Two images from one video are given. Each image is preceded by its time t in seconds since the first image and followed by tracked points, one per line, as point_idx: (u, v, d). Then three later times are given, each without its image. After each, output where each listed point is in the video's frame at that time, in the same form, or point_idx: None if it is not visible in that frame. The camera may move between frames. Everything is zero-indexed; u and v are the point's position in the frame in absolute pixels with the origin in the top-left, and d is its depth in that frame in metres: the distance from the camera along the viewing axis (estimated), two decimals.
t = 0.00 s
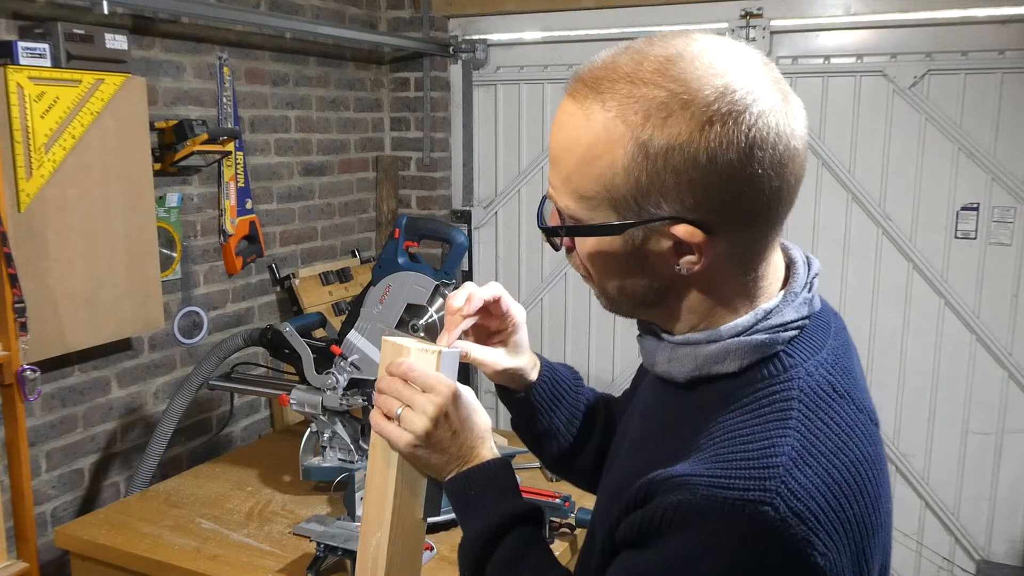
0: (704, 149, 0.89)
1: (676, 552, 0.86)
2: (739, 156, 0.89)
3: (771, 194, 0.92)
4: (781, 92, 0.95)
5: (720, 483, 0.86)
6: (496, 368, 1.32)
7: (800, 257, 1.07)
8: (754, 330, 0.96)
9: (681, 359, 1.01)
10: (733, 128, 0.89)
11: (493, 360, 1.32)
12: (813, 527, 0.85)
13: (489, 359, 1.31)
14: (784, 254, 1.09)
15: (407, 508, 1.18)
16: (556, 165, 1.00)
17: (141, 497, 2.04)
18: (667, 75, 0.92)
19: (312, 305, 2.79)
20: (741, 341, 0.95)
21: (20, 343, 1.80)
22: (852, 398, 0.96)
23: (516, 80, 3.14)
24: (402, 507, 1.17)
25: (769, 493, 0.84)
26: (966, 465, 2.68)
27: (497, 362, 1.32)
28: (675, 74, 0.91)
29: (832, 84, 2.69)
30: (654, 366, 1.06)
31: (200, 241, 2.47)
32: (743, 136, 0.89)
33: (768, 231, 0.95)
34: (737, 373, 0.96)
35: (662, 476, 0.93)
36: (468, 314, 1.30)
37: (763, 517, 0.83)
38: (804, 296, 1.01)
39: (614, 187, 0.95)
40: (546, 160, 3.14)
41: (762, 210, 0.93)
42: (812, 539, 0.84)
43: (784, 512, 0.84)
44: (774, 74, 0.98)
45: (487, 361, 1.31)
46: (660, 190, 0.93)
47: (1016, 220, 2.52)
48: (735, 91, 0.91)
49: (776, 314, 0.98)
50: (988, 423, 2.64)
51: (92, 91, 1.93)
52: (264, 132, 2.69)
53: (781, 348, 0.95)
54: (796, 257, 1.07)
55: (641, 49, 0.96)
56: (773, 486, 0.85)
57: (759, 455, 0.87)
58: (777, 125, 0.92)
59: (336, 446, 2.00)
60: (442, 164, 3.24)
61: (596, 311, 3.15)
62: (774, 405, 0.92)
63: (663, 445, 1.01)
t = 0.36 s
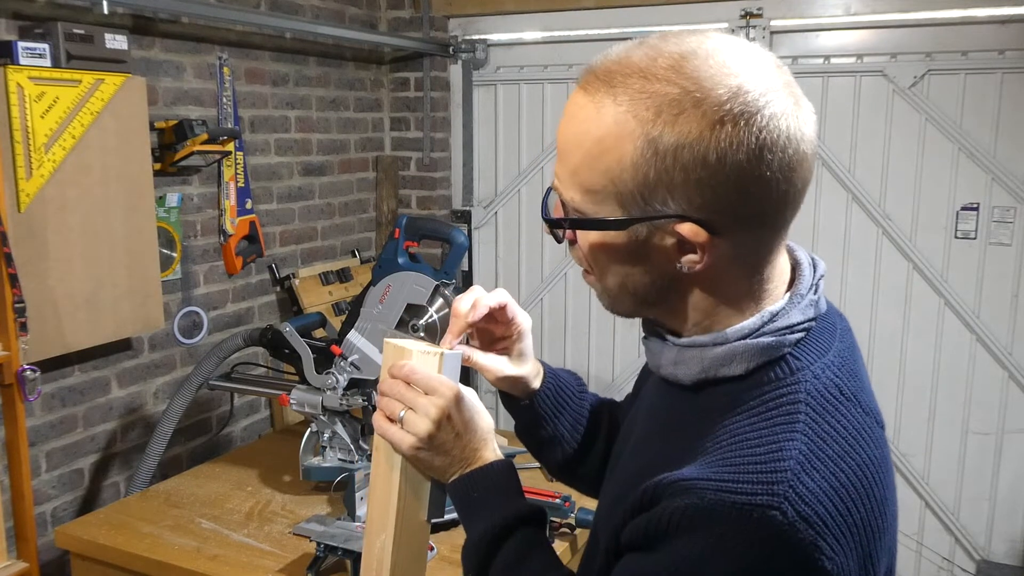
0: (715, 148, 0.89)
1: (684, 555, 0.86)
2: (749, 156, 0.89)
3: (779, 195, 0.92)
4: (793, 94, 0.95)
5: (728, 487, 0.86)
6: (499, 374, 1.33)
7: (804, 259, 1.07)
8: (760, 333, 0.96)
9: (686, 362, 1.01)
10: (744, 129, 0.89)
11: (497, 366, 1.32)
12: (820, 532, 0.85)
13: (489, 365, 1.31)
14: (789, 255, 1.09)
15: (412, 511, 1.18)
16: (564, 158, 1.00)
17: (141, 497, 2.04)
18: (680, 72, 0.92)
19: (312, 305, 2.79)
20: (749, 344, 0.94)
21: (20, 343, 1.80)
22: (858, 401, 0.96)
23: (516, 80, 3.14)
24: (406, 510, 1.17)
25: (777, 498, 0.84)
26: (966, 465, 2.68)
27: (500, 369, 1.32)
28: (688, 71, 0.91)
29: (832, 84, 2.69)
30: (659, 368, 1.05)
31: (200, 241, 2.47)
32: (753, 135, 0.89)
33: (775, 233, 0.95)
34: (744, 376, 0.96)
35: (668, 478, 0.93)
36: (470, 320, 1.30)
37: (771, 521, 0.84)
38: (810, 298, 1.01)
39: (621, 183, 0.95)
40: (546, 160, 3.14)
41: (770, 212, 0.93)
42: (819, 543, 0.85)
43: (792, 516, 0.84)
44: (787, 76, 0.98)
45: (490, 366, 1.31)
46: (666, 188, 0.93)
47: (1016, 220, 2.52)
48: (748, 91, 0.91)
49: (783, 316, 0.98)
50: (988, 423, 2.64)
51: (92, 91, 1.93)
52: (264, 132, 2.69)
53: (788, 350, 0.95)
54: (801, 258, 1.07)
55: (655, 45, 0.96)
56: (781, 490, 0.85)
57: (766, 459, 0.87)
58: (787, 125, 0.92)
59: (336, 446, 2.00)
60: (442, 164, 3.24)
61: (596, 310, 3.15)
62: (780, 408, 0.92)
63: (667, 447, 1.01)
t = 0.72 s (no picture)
0: (740, 129, 0.89)
1: (693, 553, 0.86)
2: (771, 137, 0.90)
3: (793, 180, 0.93)
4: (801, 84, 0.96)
5: (736, 483, 0.86)
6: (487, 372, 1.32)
7: (802, 255, 1.08)
8: (763, 329, 0.96)
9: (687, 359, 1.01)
10: (766, 111, 0.90)
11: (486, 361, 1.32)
12: (828, 526, 0.85)
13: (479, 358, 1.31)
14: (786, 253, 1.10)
15: (412, 513, 1.18)
16: (582, 143, 0.97)
17: (141, 497, 2.04)
18: (699, 57, 0.92)
19: (312, 305, 2.79)
20: (750, 340, 0.95)
21: (21, 343, 1.80)
22: (861, 394, 0.96)
23: (517, 80, 3.14)
24: (407, 512, 1.17)
25: (785, 493, 0.84)
26: (966, 465, 2.68)
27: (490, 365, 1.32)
28: (708, 57, 0.92)
29: (832, 84, 2.69)
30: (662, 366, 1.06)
31: (200, 241, 2.47)
32: (773, 119, 0.90)
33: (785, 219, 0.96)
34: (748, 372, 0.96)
35: (673, 477, 0.93)
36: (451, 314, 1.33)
37: (780, 515, 0.84)
38: (810, 293, 1.02)
39: (644, 165, 0.93)
40: (546, 160, 3.14)
41: (784, 198, 0.94)
42: (828, 536, 0.85)
43: (800, 511, 0.84)
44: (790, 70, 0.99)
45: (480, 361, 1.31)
46: (689, 170, 0.92)
47: (1016, 220, 2.52)
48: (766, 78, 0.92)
49: (785, 311, 0.98)
50: (988, 423, 2.64)
51: (92, 91, 1.93)
52: (264, 132, 2.69)
53: (789, 346, 0.95)
54: (799, 256, 1.08)
55: (664, 35, 0.96)
56: (788, 486, 0.85)
57: (772, 455, 0.87)
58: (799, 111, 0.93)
59: (336, 446, 2.00)
60: (442, 164, 3.24)
61: (596, 310, 3.15)
62: (784, 403, 0.92)
63: (670, 447, 1.01)
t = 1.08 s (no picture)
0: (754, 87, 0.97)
1: (756, 526, 0.85)
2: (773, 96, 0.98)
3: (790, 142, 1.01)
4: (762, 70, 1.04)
5: (784, 453, 0.87)
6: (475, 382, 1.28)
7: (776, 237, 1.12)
8: (772, 306, 0.99)
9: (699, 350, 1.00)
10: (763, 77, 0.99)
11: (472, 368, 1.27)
12: (880, 481, 0.85)
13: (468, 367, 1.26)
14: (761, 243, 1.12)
15: (413, 533, 1.12)
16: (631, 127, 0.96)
17: (141, 497, 2.05)
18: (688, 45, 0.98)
19: (312, 305, 2.79)
20: (763, 318, 0.97)
21: (21, 343, 1.80)
22: (867, 362, 1.00)
23: (517, 80, 3.14)
24: (407, 532, 1.11)
25: (835, 453, 0.84)
26: (966, 465, 2.68)
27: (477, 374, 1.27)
28: (702, 38, 0.99)
29: (832, 83, 2.69)
30: (672, 365, 1.05)
31: (200, 241, 2.47)
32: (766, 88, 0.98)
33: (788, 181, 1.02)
34: (769, 352, 0.98)
35: (715, 462, 0.93)
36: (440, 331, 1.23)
37: (838, 474, 0.83)
38: (798, 267, 1.06)
39: (702, 125, 0.93)
40: (546, 160, 3.14)
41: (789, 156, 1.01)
42: (883, 490, 0.84)
43: (853, 468, 0.84)
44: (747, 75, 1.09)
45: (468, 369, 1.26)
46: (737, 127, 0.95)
47: (1016, 220, 2.52)
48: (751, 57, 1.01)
49: (786, 287, 1.01)
50: (988, 423, 2.64)
51: (92, 92, 1.93)
52: (264, 132, 2.69)
53: (795, 321, 0.99)
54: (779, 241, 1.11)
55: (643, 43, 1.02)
56: (836, 445, 0.85)
57: (811, 421, 0.89)
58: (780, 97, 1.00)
59: (336, 446, 2.00)
60: (442, 164, 3.24)
61: (596, 310, 3.15)
62: (809, 374, 0.94)
63: (695, 442, 1.02)
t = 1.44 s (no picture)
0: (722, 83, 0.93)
1: (765, 502, 0.86)
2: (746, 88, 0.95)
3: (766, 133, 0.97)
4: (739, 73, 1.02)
5: (788, 430, 0.87)
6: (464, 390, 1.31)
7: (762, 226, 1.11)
8: (762, 293, 0.98)
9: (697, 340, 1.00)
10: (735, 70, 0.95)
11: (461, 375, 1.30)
12: (880, 451, 0.86)
13: (453, 376, 1.28)
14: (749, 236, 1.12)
15: (417, 551, 1.10)
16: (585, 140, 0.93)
17: (141, 497, 2.04)
18: (665, 45, 0.95)
19: (312, 305, 2.79)
20: (756, 305, 0.97)
21: (20, 343, 1.80)
22: (857, 341, 1.01)
23: (517, 80, 3.14)
24: (412, 550, 1.09)
25: (836, 425, 0.86)
26: (967, 465, 2.68)
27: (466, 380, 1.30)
28: (670, 38, 0.96)
29: (832, 83, 2.69)
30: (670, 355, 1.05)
31: (200, 241, 2.47)
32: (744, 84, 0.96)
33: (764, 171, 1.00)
34: (762, 337, 0.98)
35: (718, 442, 0.93)
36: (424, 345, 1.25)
37: (840, 448, 0.84)
38: (786, 255, 1.06)
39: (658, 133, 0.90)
40: (546, 160, 3.14)
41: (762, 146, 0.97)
42: (883, 461, 0.86)
43: (853, 438, 0.85)
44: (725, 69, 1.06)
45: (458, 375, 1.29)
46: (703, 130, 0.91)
47: (1016, 220, 2.53)
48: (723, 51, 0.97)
49: (774, 275, 1.01)
50: (988, 423, 2.64)
51: (92, 92, 1.93)
52: (264, 132, 2.69)
53: (788, 306, 0.99)
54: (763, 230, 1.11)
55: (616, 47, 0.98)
56: (838, 417, 0.86)
57: (811, 398, 0.89)
58: (758, 95, 0.98)
59: (336, 446, 2.00)
60: (442, 164, 3.24)
61: (597, 310, 3.15)
62: (806, 353, 0.94)
63: (693, 425, 1.02)
